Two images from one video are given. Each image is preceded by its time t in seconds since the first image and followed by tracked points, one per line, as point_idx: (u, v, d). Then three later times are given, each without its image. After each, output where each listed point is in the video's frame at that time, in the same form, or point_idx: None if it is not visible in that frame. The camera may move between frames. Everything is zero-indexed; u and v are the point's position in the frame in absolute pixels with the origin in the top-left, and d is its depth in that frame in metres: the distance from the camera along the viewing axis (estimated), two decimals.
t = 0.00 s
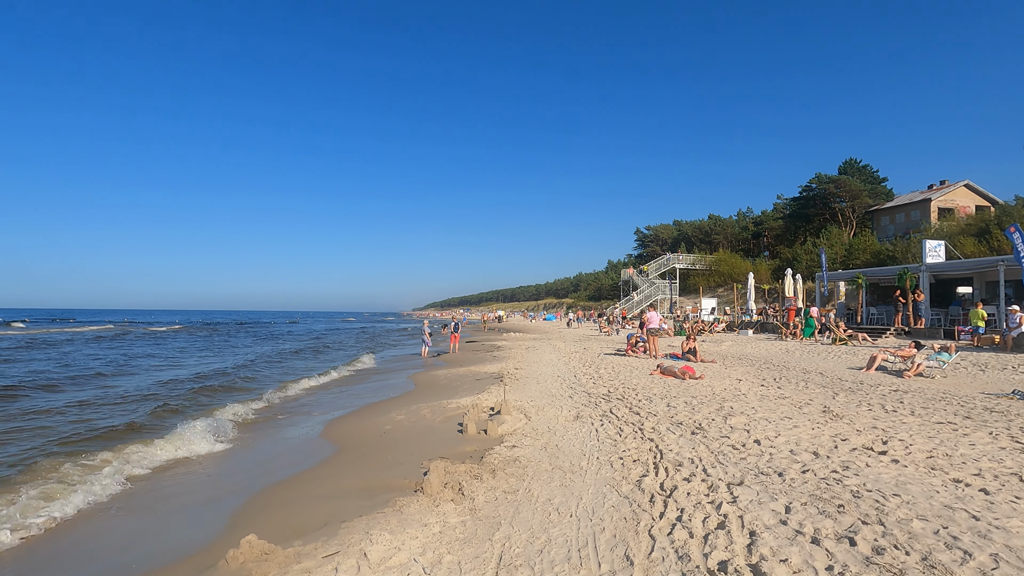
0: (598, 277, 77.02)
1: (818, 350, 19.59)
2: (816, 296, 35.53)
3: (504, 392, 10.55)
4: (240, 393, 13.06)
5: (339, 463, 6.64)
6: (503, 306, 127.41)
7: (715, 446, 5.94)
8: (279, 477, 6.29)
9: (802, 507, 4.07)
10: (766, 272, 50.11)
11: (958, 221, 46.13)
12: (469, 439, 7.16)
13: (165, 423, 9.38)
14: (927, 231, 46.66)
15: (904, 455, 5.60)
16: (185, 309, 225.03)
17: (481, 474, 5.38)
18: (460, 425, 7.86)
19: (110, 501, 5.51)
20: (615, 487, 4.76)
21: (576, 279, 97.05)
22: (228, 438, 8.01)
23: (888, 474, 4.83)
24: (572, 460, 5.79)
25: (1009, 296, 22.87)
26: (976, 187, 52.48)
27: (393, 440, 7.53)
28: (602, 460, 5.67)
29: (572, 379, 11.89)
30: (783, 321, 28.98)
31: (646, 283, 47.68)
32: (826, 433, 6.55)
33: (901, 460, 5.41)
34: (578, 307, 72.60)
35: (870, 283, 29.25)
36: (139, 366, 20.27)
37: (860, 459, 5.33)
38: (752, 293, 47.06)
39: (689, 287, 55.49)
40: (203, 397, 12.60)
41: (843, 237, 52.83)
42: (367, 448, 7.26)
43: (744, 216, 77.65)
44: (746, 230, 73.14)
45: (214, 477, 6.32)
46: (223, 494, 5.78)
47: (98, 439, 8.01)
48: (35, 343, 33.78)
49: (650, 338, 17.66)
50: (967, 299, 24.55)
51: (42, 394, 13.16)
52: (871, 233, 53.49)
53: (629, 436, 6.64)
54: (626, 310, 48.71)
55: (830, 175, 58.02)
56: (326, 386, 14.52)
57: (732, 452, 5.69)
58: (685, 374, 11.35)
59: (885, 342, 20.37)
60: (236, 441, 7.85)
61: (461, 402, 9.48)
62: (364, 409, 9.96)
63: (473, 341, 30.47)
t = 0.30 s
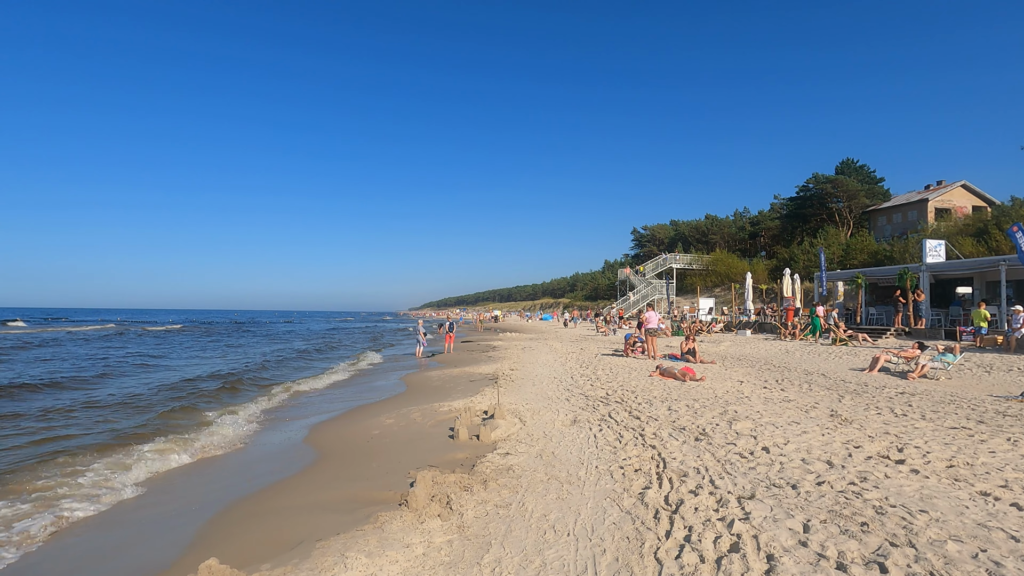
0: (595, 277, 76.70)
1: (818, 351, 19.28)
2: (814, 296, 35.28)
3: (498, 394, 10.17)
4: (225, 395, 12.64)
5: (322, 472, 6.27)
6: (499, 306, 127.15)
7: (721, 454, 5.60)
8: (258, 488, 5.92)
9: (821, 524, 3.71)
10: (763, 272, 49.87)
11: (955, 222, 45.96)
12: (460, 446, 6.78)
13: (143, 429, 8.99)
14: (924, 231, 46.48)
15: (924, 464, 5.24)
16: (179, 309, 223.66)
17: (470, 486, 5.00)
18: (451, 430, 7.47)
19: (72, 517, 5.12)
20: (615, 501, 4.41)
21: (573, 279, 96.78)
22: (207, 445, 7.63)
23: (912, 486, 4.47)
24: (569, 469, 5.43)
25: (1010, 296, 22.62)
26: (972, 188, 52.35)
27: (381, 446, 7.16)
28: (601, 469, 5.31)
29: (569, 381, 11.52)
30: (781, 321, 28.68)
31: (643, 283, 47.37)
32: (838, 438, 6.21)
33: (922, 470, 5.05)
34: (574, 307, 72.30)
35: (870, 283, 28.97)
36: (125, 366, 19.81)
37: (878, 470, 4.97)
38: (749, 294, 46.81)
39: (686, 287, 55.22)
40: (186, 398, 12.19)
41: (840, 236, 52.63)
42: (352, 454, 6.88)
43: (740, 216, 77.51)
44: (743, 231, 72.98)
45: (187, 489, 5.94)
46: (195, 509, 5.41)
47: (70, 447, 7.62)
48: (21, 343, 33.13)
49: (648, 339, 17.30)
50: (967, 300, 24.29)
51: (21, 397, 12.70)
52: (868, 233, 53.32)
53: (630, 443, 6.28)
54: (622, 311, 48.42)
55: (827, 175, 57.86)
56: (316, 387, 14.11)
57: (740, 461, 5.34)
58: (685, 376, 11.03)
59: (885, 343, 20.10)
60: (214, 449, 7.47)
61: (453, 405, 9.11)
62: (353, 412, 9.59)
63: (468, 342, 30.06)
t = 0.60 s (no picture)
0: (593, 279, 76.48)
1: (821, 354, 19.00)
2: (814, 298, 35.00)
3: (494, 399, 9.82)
4: (212, 399, 12.25)
5: (307, 486, 5.88)
6: (496, 307, 126.87)
7: (732, 467, 5.25)
8: (237, 506, 5.53)
9: (851, 551, 3.35)
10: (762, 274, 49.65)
11: (954, 224, 45.80)
12: (453, 456, 6.41)
13: (122, 439, 8.61)
14: (924, 233, 46.29)
15: (951, 478, 4.88)
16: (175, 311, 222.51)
17: (464, 503, 4.64)
18: (445, 439, 7.11)
19: (38, 538, 4.78)
20: (621, 522, 4.06)
21: (571, 281, 96.56)
22: (191, 456, 7.29)
23: (943, 504, 4.11)
24: (570, 483, 5.07)
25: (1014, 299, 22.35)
26: (971, 189, 52.21)
27: (371, 455, 6.78)
28: (604, 484, 4.96)
29: (567, 386, 11.19)
30: (782, 323, 28.40)
31: (641, 284, 47.06)
32: (853, 448, 5.88)
33: (949, 485, 4.70)
34: (572, 309, 72.04)
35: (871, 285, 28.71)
36: (116, 369, 19.44)
37: (903, 484, 4.62)
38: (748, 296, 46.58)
39: (684, 289, 55.01)
40: (171, 404, 11.79)
41: (838, 238, 52.47)
42: (340, 465, 6.50)
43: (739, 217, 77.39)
44: (741, 232, 72.86)
45: (161, 507, 5.56)
46: (166, 531, 5.02)
47: (45, 458, 7.28)
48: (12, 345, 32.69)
49: (649, 342, 16.99)
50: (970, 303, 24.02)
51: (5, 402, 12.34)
52: (867, 235, 53.14)
53: (634, 453, 5.93)
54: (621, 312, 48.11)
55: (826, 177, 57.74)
56: (309, 392, 13.75)
57: (753, 474, 4.99)
58: (687, 380, 10.70)
59: (888, 346, 19.82)
60: (196, 460, 7.11)
61: (448, 411, 8.76)
62: (343, 418, 9.21)
63: (465, 344, 29.73)
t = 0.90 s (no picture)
0: (592, 281, 76.15)
1: (826, 357, 18.66)
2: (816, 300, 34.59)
3: (493, 406, 9.44)
4: (201, 406, 11.85)
5: (293, 501, 5.50)
6: (496, 309, 126.48)
7: (750, 482, 4.88)
8: (216, 525, 5.14)
9: None
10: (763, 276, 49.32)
11: (956, 226, 45.46)
12: (451, 468, 6.05)
13: (105, 450, 8.22)
14: (926, 234, 45.95)
15: (989, 496, 4.50)
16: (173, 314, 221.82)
17: (461, 524, 4.26)
18: (442, 449, 6.74)
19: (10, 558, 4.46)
20: (634, 548, 3.69)
21: (570, 283, 96.20)
22: (173, 468, 6.91)
23: (988, 528, 3.73)
24: (577, 500, 4.70)
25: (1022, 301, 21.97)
26: (973, 191, 51.92)
27: (363, 467, 6.41)
28: (615, 502, 4.59)
29: (569, 391, 10.83)
30: (785, 326, 28.03)
31: (641, 287, 46.68)
32: (877, 461, 5.52)
33: (989, 503, 4.32)
34: (572, 311, 71.67)
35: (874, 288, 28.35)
36: (108, 374, 19.07)
37: (939, 504, 4.24)
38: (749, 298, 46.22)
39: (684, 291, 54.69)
40: (159, 411, 11.39)
41: (839, 240, 52.16)
42: (330, 477, 6.12)
43: (739, 219, 77.09)
44: (742, 235, 72.56)
45: (131, 526, 5.14)
46: (139, 551, 4.64)
47: (26, 472, 6.95)
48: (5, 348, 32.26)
49: (651, 345, 16.62)
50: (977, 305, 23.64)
51: None
52: (868, 237, 52.82)
53: (644, 466, 5.56)
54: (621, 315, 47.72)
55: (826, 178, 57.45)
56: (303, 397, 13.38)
57: (774, 491, 4.61)
58: (694, 386, 10.34)
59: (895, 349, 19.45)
60: (180, 472, 6.73)
61: (445, 419, 8.38)
62: (337, 426, 8.82)
63: (464, 347, 29.34)
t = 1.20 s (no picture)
0: (590, 281, 75.85)
1: (828, 357, 18.39)
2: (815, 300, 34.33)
3: (489, 409, 9.08)
4: (187, 410, 11.47)
5: (272, 519, 5.14)
6: (493, 309, 126.22)
7: (763, 493, 4.54)
8: (188, 547, 4.78)
9: None
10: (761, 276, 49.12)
11: (955, 226, 45.28)
12: (442, 476, 5.69)
13: (83, 460, 7.87)
14: (925, 234, 45.74)
15: None
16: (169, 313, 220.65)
17: (453, 544, 3.90)
18: (433, 455, 6.39)
19: None
20: (640, 570, 3.36)
21: (568, 282, 95.96)
22: (151, 485, 6.55)
23: None
24: (577, 514, 4.35)
25: None
26: (971, 191, 51.79)
27: (349, 476, 6.05)
28: (618, 516, 4.24)
29: (568, 393, 10.46)
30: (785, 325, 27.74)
31: (639, 286, 46.39)
32: (896, 470, 5.18)
33: None
34: (569, 311, 71.34)
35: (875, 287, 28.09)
36: (96, 374, 18.64)
37: (971, 518, 3.90)
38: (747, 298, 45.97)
39: (682, 291, 54.41)
40: (143, 415, 11.02)
41: (838, 240, 51.95)
42: (314, 489, 5.77)
43: (737, 219, 76.89)
44: (739, 234, 72.36)
45: (97, 551, 4.79)
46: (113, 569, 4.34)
47: None
48: None
49: (651, 345, 16.29)
50: (979, 305, 23.40)
51: None
52: (867, 236, 52.63)
53: (648, 475, 5.21)
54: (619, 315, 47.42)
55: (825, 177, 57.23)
56: (295, 399, 13.01)
57: (789, 504, 4.26)
58: (696, 388, 9.99)
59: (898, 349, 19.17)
60: (157, 489, 6.37)
61: (438, 422, 8.03)
62: (325, 431, 8.44)
63: (461, 347, 28.97)
